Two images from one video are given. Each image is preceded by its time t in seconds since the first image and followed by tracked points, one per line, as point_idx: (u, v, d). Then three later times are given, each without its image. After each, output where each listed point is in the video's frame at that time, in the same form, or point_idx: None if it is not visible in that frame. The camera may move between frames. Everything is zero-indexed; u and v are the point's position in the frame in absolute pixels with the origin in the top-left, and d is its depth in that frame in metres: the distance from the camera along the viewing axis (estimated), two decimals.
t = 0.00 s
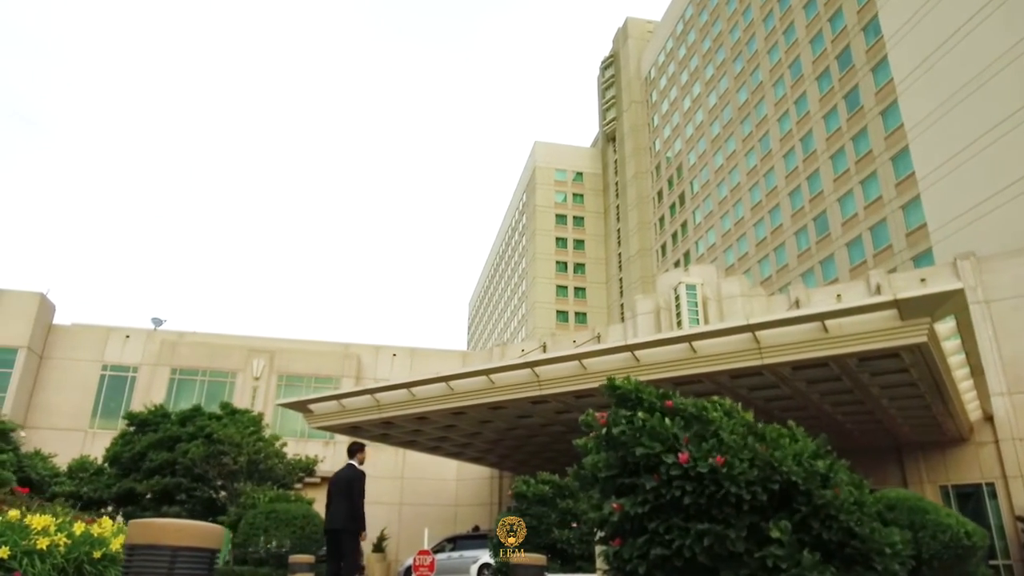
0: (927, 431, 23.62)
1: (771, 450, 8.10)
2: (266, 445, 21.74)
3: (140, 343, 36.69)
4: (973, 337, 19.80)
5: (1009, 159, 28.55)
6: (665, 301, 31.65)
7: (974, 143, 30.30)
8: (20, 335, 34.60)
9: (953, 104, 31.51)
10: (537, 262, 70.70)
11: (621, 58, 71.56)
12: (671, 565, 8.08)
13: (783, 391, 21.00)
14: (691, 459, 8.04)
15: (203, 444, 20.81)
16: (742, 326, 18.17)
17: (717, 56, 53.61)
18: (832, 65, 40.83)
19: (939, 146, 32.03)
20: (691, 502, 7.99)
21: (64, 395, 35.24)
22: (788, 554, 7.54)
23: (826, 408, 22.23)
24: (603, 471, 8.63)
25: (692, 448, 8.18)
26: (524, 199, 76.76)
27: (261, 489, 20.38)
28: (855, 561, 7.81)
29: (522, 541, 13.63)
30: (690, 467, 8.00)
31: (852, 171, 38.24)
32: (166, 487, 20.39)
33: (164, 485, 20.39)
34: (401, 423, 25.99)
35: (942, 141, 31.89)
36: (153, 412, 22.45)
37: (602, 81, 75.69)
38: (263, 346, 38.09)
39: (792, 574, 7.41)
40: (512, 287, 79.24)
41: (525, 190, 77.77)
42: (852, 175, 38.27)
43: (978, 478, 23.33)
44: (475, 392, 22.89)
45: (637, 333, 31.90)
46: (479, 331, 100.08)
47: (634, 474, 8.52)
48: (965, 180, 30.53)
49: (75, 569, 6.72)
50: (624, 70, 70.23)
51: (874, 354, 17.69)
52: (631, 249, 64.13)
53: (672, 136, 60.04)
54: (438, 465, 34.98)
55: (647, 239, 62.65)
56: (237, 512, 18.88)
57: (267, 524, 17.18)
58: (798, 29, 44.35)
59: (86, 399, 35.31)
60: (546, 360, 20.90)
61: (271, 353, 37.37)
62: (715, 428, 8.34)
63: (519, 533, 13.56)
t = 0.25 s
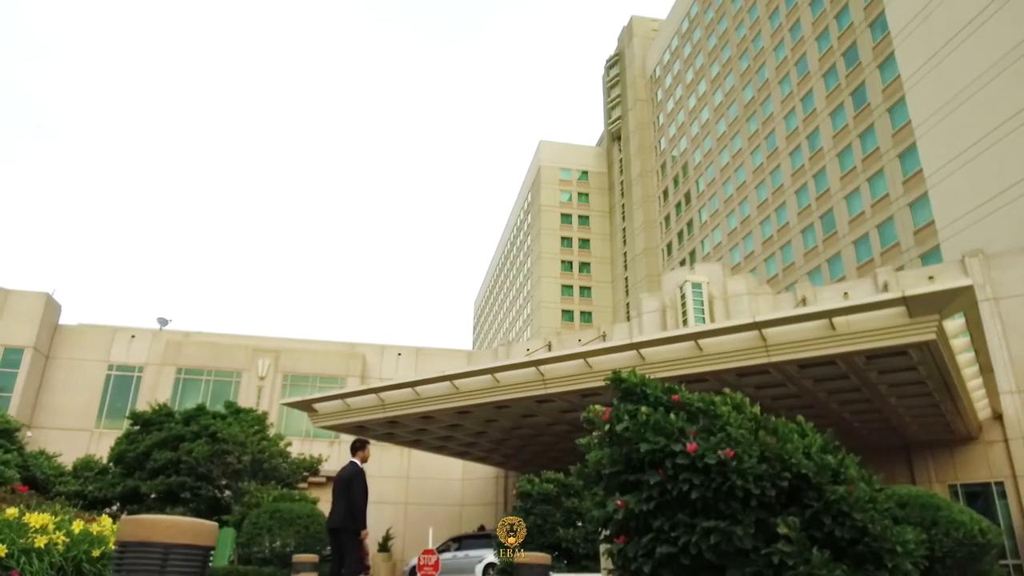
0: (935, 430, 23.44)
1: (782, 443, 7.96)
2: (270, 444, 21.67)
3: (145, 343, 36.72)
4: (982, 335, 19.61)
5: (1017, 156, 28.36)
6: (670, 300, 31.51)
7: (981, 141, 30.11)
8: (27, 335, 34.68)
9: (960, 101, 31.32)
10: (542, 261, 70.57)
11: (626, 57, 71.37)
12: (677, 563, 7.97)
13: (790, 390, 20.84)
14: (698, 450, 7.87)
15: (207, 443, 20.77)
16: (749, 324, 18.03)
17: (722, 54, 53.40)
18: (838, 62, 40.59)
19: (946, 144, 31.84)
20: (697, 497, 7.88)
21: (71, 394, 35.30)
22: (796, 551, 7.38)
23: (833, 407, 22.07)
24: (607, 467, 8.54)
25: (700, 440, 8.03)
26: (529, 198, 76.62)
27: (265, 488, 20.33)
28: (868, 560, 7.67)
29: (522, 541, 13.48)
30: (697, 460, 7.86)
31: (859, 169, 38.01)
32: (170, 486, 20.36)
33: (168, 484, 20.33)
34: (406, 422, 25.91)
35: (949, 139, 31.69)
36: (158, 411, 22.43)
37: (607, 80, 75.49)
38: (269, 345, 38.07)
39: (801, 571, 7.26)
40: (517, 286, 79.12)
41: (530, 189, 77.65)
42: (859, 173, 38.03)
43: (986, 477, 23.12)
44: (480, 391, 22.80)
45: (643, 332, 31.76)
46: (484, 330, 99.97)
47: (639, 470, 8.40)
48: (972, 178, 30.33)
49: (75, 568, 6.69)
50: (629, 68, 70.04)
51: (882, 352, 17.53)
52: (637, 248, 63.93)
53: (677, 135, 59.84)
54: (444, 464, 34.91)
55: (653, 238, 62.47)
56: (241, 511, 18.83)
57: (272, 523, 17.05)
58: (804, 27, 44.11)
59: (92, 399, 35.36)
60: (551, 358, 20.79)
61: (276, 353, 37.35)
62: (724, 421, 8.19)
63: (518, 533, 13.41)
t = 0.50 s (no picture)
0: (943, 429, 23.26)
1: (791, 436, 7.86)
2: (274, 443, 21.61)
3: (151, 342, 36.75)
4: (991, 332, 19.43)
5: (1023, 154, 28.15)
6: (676, 298, 31.39)
7: (987, 138, 29.90)
8: (33, 335, 34.76)
9: (966, 98, 31.12)
10: (547, 261, 70.46)
11: (631, 55, 71.19)
12: (682, 559, 7.80)
13: (797, 388, 20.69)
14: (706, 441, 7.76)
15: (210, 443, 20.73)
16: (755, 321, 17.91)
17: (728, 52, 53.20)
18: (844, 59, 40.36)
19: (953, 141, 31.64)
20: (704, 491, 7.74)
21: (77, 394, 35.36)
22: (807, 545, 7.29)
23: (840, 405, 21.94)
24: (611, 461, 8.39)
25: (708, 431, 7.91)
26: (533, 197, 76.53)
27: (270, 487, 20.28)
28: (877, 556, 7.62)
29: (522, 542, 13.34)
30: (704, 451, 7.74)
31: (866, 167, 37.80)
32: (174, 486, 20.33)
33: (172, 483, 20.19)
34: (411, 421, 25.85)
35: (956, 136, 31.49)
36: (161, 410, 22.40)
37: (612, 79, 75.33)
38: (274, 345, 38.06)
39: (812, 566, 7.17)
40: (522, 285, 79.04)
41: (535, 188, 77.55)
42: (866, 171, 37.81)
43: (995, 476, 22.82)
44: (485, 390, 22.72)
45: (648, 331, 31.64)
46: (490, 330, 99.90)
47: (644, 464, 8.26)
48: (979, 175, 30.13)
49: (74, 567, 6.55)
50: (634, 67, 69.86)
51: (889, 349, 17.38)
52: (642, 247, 63.81)
53: (683, 133, 59.66)
54: (449, 464, 34.85)
55: (658, 237, 62.33)
56: (245, 510, 18.78)
57: (276, 522, 17.00)
58: (810, 24, 43.89)
59: (98, 398, 35.41)
60: (556, 357, 20.70)
61: (281, 352, 37.33)
62: (731, 415, 8.11)
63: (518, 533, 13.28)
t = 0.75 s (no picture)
0: (952, 427, 23.05)
1: (798, 430, 7.74)
2: (279, 442, 21.56)
3: (157, 343, 36.79)
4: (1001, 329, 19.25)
5: None
6: (682, 297, 31.25)
7: (995, 135, 29.68)
8: (40, 336, 34.85)
9: (974, 95, 30.88)
10: (552, 260, 70.33)
11: (636, 54, 70.98)
12: (688, 555, 7.64)
13: (804, 386, 20.53)
14: (711, 435, 7.61)
15: (215, 442, 20.71)
16: (762, 319, 17.76)
17: (734, 50, 52.98)
18: (851, 56, 40.10)
19: (961, 138, 31.42)
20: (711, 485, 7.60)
21: (83, 394, 35.43)
22: (818, 541, 7.17)
23: (848, 403, 21.78)
24: (616, 454, 8.21)
25: (714, 424, 7.76)
26: (539, 197, 76.41)
27: (275, 486, 20.22)
28: (888, 550, 7.52)
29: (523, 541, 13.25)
30: (709, 444, 7.60)
31: (873, 164, 37.54)
32: (179, 485, 20.31)
33: (177, 483, 20.26)
34: (417, 420, 25.79)
35: (964, 133, 31.27)
36: (167, 409, 22.40)
37: (617, 77, 75.13)
38: (280, 345, 38.07)
39: (824, 563, 7.05)
40: (528, 285, 78.90)
41: (540, 187, 77.43)
42: (874, 168, 37.56)
43: (1006, 474, 22.58)
44: (490, 389, 22.64)
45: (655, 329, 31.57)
46: (495, 330, 99.84)
47: (648, 458, 8.09)
48: (988, 172, 29.91)
49: (73, 565, 6.47)
50: (640, 65, 69.64)
51: (898, 347, 17.21)
52: (648, 246, 63.63)
53: (689, 132, 59.45)
54: (455, 463, 34.79)
55: (665, 236, 62.12)
56: (250, 509, 18.73)
57: (281, 521, 16.97)
58: (816, 21, 43.63)
59: (105, 398, 35.48)
60: (562, 355, 20.59)
61: (287, 352, 37.33)
62: (737, 408, 7.98)
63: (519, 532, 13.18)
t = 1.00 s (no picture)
0: (962, 426, 22.87)
1: (804, 423, 7.63)
2: (284, 441, 21.52)
3: (163, 343, 36.83)
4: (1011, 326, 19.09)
5: None
6: (688, 296, 31.12)
7: (1003, 132, 29.44)
8: (46, 336, 34.93)
9: (982, 91, 30.65)
10: (558, 259, 70.20)
11: (642, 53, 70.80)
12: (693, 552, 7.50)
13: (812, 384, 20.37)
14: (715, 430, 7.52)
15: (220, 441, 20.69)
16: (769, 316, 17.62)
17: (739, 48, 52.75)
18: (858, 53, 39.84)
19: (969, 135, 31.19)
20: (716, 482, 7.49)
21: (90, 394, 35.50)
22: (826, 538, 7.04)
23: (857, 402, 21.63)
24: (618, 449, 8.11)
25: (717, 419, 7.67)
26: (544, 196, 76.25)
27: (279, 485, 20.19)
28: (900, 546, 7.42)
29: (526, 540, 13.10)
30: (713, 439, 7.50)
31: (881, 161, 37.29)
32: (184, 485, 20.28)
33: (181, 483, 20.20)
34: (422, 419, 25.72)
35: (972, 130, 31.04)
36: (172, 409, 22.39)
37: (622, 76, 74.95)
38: (285, 345, 38.07)
39: (832, 560, 6.92)
40: (534, 285, 78.78)
41: (546, 186, 77.28)
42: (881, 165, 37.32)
43: (1016, 473, 22.31)
44: (495, 388, 22.55)
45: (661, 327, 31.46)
46: (501, 330, 99.78)
47: (652, 454, 7.99)
48: (995, 169, 29.67)
49: (72, 564, 6.41)
50: (645, 64, 69.45)
51: (907, 344, 17.05)
52: (654, 245, 63.45)
53: (694, 130, 59.25)
54: (461, 463, 34.73)
55: (671, 234, 61.92)
56: (255, 509, 18.69)
57: (286, 520, 16.92)
58: (823, 18, 43.39)
59: (111, 398, 35.53)
60: (567, 353, 20.48)
61: (293, 352, 37.32)
62: (744, 402, 7.90)
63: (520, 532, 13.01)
